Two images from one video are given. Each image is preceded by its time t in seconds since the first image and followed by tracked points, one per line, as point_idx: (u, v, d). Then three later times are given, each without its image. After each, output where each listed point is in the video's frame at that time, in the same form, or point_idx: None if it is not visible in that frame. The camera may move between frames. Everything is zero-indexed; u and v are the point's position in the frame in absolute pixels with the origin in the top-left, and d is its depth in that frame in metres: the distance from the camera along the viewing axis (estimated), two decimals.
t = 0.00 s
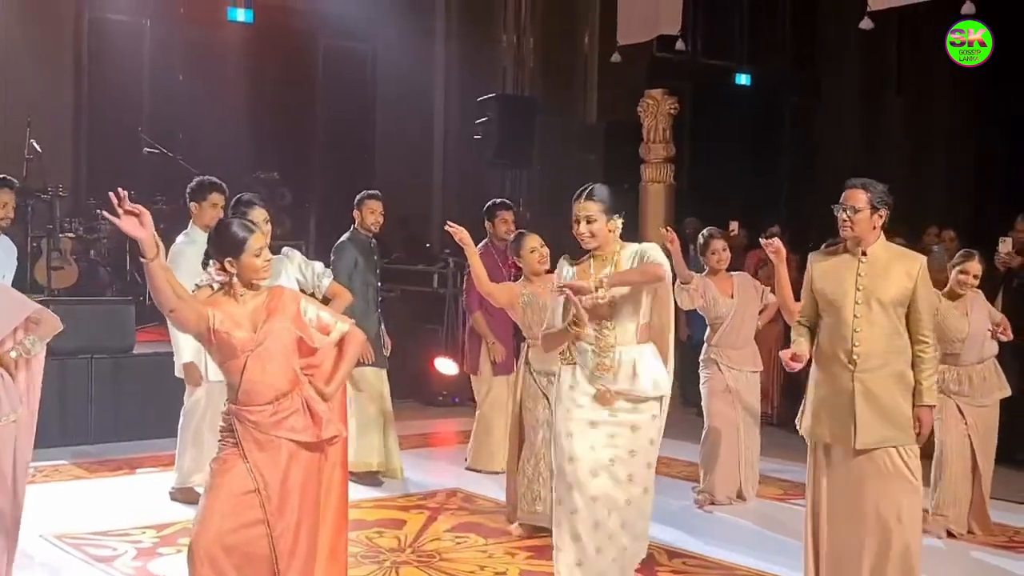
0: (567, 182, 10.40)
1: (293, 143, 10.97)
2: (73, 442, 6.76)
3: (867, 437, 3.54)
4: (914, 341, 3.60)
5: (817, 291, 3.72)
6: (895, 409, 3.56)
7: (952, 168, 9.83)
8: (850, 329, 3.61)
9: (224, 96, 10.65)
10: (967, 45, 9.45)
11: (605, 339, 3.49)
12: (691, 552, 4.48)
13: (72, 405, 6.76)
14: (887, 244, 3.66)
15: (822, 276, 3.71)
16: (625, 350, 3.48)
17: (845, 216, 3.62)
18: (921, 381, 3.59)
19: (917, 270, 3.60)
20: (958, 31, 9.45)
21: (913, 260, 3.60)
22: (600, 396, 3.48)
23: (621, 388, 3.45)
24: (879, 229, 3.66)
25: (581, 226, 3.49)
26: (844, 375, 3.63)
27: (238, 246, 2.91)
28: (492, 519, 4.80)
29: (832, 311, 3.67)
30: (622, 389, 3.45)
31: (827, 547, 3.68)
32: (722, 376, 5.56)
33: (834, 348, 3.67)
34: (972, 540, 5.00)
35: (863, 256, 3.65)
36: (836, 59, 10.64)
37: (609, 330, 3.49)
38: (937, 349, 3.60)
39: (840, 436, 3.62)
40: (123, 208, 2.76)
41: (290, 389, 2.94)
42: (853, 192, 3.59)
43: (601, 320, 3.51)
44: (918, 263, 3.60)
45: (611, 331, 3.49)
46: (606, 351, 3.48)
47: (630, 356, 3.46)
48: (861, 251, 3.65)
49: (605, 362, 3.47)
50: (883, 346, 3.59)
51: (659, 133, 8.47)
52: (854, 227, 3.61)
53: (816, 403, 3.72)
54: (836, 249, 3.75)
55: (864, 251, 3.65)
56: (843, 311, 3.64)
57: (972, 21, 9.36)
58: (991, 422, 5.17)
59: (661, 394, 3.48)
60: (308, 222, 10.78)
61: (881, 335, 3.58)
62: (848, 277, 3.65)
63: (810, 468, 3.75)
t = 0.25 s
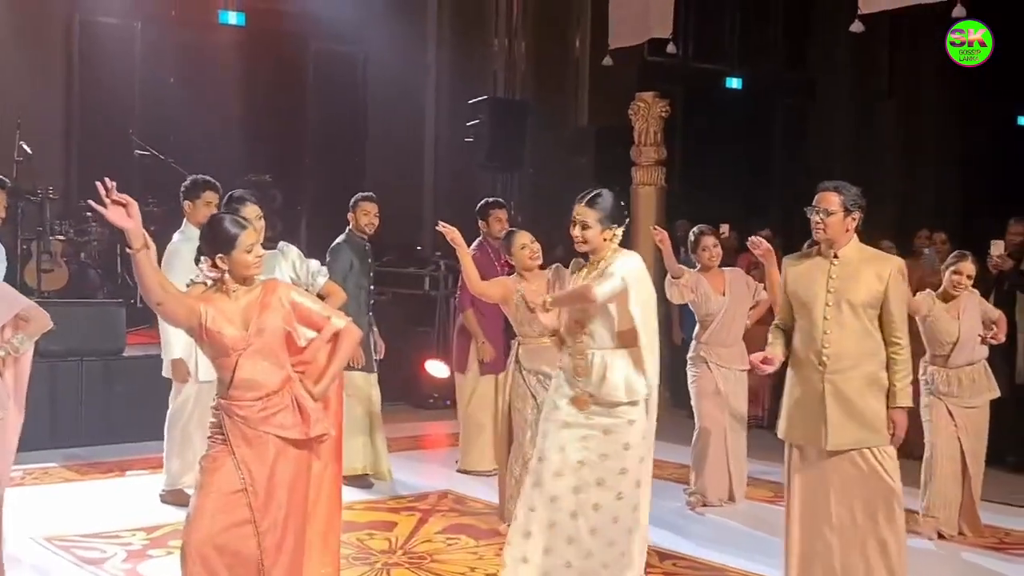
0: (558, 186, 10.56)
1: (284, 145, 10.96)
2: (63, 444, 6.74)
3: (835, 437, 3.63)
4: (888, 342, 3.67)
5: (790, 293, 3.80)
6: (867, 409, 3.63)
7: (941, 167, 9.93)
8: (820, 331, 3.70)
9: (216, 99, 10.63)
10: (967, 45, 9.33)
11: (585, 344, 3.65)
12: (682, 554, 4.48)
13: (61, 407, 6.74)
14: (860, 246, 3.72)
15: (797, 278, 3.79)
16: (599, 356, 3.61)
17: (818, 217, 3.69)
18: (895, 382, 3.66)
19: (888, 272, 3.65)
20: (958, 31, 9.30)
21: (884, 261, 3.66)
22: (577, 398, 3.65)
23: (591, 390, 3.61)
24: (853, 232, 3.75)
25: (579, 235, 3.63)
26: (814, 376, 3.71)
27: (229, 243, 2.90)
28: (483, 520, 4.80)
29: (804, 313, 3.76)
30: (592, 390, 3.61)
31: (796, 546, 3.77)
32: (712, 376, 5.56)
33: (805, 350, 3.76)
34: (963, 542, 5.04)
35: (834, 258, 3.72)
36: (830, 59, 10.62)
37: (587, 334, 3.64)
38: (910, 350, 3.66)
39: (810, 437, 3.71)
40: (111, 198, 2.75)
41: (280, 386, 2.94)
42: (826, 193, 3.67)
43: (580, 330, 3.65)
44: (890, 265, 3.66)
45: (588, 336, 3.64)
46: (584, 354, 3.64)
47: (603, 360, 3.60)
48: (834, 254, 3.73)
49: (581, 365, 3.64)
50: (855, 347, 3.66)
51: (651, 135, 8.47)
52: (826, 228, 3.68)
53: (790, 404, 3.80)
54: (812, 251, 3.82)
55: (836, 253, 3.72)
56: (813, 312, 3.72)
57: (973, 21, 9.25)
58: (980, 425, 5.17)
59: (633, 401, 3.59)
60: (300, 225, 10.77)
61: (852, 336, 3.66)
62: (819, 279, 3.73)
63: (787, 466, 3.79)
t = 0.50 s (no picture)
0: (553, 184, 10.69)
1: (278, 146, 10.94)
2: (55, 444, 6.72)
3: (811, 436, 3.71)
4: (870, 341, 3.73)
5: (774, 291, 3.90)
6: (843, 407, 3.70)
7: (937, 169, 10.02)
8: (799, 329, 3.79)
9: (210, 100, 10.61)
10: (967, 45, 9.42)
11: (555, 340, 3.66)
12: (677, 553, 4.49)
13: (54, 408, 6.73)
14: (843, 245, 3.79)
15: (779, 276, 3.88)
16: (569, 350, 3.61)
17: (801, 216, 3.76)
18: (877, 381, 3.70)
19: (867, 270, 3.72)
20: (958, 31, 9.40)
21: (863, 260, 3.73)
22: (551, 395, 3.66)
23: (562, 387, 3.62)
24: (836, 231, 3.80)
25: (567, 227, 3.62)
26: (794, 375, 3.80)
27: (221, 242, 2.91)
28: (476, 519, 4.80)
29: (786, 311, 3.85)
30: (562, 384, 3.61)
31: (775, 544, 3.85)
32: (706, 377, 5.56)
33: (785, 348, 3.85)
34: (957, 540, 5.06)
35: (815, 257, 3.80)
36: (824, 60, 10.55)
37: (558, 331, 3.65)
38: (891, 350, 3.71)
39: (787, 434, 3.80)
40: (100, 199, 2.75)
41: (274, 386, 2.94)
42: (809, 193, 3.73)
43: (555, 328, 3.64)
44: (869, 263, 3.72)
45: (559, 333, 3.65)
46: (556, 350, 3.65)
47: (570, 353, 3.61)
48: (814, 253, 3.81)
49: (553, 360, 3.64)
50: (834, 345, 3.73)
51: (645, 136, 8.48)
52: (807, 226, 3.75)
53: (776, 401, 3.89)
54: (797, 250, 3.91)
55: (817, 251, 3.80)
56: (793, 309, 3.81)
57: (972, 21, 9.33)
58: (975, 425, 5.18)
59: (603, 395, 3.57)
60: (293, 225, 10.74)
61: (829, 334, 3.73)
62: (798, 277, 3.81)
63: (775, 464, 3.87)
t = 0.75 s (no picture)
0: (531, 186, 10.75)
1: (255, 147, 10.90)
2: (29, 447, 6.67)
3: (772, 435, 3.73)
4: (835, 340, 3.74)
5: (741, 291, 3.93)
6: (804, 406, 3.71)
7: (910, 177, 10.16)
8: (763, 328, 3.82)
9: (187, 100, 10.56)
10: (966, 44, 9.62)
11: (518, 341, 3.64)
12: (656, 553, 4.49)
13: (28, 410, 6.68)
14: (810, 245, 3.81)
15: (746, 277, 3.92)
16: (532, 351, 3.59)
17: (769, 215, 3.79)
18: (842, 380, 3.71)
19: (830, 269, 3.73)
20: (957, 31, 9.58)
21: (826, 259, 3.75)
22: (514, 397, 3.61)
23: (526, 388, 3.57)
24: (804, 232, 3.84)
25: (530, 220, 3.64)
26: (759, 374, 3.83)
27: (200, 239, 2.93)
28: (455, 520, 4.79)
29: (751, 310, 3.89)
30: (527, 385, 3.56)
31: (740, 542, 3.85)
32: (684, 379, 5.56)
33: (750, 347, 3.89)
34: (934, 540, 5.08)
35: (780, 256, 3.83)
36: (801, 63, 10.62)
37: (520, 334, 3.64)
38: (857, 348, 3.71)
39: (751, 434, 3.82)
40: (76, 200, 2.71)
41: (257, 388, 2.94)
42: (777, 192, 3.78)
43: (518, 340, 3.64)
44: (832, 262, 3.74)
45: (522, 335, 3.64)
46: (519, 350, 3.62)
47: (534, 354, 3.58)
48: (780, 252, 3.84)
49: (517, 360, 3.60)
50: (797, 343, 3.75)
51: (622, 138, 8.51)
52: (773, 225, 3.78)
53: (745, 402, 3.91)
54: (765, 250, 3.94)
55: (783, 250, 3.83)
56: (758, 309, 3.85)
57: (973, 21, 9.53)
58: (952, 425, 5.20)
59: (565, 391, 3.57)
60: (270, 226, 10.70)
61: (792, 333, 3.76)
62: (763, 276, 3.85)
63: (741, 466, 3.87)
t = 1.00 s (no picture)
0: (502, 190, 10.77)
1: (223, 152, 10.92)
2: None
3: (725, 438, 3.76)
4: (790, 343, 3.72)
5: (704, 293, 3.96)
6: (760, 412, 3.71)
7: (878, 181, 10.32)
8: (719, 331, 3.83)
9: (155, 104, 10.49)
10: (966, 45, 9.65)
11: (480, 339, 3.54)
12: (626, 556, 4.50)
13: None
14: (771, 248, 3.81)
15: (708, 279, 3.94)
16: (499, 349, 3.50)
17: (730, 219, 3.80)
18: (797, 385, 3.69)
19: (785, 273, 3.71)
20: (958, 31, 9.60)
21: (781, 263, 3.73)
22: (479, 401, 3.51)
23: (495, 392, 3.48)
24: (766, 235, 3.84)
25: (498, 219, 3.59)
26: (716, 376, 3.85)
27: (169, 230, 2.94)
28: (425, 524, 4.78)
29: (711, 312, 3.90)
30: (495, 388, 3.49)
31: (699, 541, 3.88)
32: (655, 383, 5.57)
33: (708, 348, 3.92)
34: (901, 543, 5.11)
35: (740, 259, 3.84)
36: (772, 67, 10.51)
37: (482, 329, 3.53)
38: (812, 352, 3.68)
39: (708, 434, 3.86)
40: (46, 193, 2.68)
41: (226, 386, 2.94)
42: (738, 196, 3.79)
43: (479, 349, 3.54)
44: (787, 266, 3.71)
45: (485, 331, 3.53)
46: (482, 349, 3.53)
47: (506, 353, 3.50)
48: (740, 256, 3.85)
49: (483, 359, 3.51)
50: (750, 346, 3.75)
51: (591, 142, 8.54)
52: (735, 228, 3.79)
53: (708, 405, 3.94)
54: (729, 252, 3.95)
55: (743, 254, 3.84)
56: (716, 311, 3.86)
57: (973, 22, 9.55)
58: (919, 429, 5.22)
59: (536, 393, 3.51)
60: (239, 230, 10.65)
61: (746, 338, 3.76)
62: (722, 280, 3.87)
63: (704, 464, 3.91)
